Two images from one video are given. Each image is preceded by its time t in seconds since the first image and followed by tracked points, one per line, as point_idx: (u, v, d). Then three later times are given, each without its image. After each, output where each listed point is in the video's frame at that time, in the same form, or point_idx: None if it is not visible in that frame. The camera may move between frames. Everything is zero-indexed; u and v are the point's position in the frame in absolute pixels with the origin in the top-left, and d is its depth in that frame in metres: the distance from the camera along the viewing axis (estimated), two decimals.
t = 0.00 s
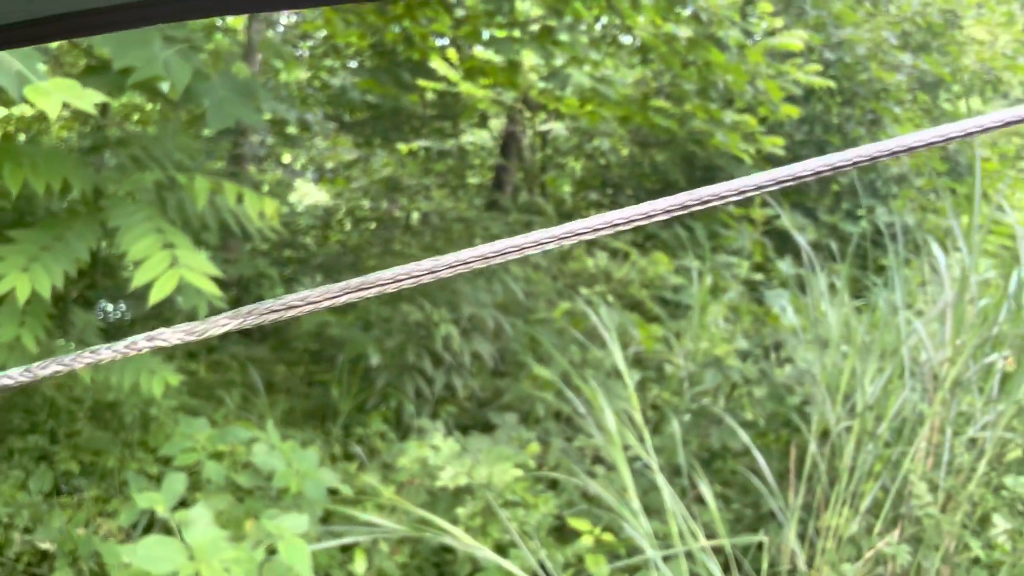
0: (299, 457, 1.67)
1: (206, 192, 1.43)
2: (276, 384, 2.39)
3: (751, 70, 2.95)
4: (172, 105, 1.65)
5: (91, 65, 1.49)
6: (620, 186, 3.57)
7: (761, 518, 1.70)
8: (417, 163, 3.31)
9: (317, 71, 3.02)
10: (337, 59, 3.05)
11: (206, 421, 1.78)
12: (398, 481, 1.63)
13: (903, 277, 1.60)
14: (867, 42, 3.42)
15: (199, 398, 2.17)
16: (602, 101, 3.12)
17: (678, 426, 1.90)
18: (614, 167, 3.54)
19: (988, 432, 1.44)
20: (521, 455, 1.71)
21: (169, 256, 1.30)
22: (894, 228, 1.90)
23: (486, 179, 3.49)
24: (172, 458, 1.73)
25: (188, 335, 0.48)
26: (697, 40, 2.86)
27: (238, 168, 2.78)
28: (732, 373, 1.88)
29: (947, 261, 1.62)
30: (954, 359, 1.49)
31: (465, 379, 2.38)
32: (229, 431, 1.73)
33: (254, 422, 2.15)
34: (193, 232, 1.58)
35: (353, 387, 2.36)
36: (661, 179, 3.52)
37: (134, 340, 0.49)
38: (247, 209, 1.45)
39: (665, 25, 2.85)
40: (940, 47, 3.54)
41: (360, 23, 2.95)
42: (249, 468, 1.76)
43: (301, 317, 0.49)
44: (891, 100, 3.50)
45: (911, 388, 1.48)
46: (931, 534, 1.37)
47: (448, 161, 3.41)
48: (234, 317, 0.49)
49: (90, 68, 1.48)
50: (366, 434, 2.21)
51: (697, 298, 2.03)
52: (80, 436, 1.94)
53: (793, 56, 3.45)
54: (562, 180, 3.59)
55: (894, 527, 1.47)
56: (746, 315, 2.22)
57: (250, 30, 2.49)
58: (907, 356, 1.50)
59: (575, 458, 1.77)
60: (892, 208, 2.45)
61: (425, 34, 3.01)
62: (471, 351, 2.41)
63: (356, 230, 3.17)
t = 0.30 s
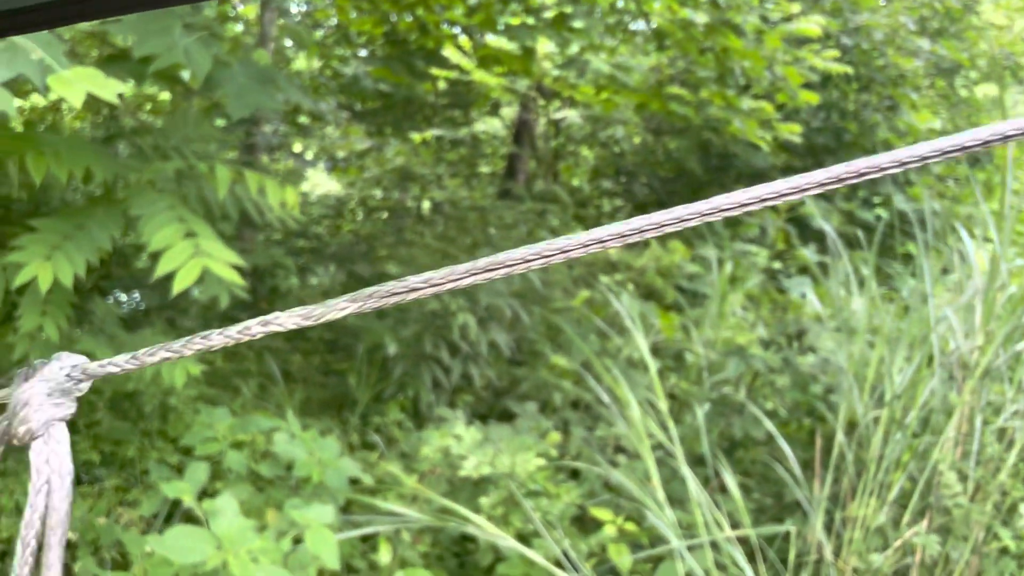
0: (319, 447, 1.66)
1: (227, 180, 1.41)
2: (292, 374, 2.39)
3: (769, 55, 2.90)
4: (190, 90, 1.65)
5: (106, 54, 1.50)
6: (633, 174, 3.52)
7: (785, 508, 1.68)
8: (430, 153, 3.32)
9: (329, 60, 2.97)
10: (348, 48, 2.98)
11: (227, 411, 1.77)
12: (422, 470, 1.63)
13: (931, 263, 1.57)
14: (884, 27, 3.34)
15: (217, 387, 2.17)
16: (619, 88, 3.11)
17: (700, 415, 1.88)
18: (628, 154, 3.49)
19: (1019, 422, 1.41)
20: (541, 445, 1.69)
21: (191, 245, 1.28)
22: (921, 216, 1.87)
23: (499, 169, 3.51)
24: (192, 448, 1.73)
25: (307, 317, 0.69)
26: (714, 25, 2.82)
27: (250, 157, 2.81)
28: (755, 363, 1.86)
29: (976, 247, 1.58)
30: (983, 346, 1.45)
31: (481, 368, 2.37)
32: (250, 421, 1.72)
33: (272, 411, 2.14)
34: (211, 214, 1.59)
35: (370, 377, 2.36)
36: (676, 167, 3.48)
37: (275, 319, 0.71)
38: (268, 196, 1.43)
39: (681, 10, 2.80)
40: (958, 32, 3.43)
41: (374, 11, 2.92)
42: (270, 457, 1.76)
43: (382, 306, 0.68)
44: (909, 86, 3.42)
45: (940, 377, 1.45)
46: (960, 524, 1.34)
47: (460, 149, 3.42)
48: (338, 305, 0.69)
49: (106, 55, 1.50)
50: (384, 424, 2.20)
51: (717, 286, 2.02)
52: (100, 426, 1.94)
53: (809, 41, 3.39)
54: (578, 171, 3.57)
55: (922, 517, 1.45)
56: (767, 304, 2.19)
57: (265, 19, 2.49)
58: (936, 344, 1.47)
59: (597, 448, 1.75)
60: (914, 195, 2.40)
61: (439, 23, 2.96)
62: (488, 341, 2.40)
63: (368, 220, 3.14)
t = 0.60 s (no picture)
0: (337, 434, 1.65)
1: (244, 167, 1.40)
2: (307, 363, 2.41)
3: (786, 39, 2.83)
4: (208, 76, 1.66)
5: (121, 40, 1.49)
6: (646, 162, 3.49)
7: (805, 496, 1.66)
8: (441, 140, 3.27)
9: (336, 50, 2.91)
10: (357, 36, 2.85)
11: (245, 399, 1.76)
12: (441, 457, 1.63)
13: (957, 249, 1.54)
14: (900, 11, 3.19)
15: (233, 375, 2.17)
16: (636, 72, 3.04)
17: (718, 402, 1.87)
18: (641, 141, 3.50)
19: None
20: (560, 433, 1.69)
21: (210, 232, 1.27)
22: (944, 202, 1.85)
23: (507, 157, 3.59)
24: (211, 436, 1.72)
25: (424, 289, 0.64)
26: (729, 10, 2.67)
27: (262, 144, 2.79)
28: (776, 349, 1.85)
29: (1002, 234, 1.55)
30: (1012, 333, 1.42)
31: (496, 356, 2.36)
32: (268, 409, 1.72)
33: (289, 399, 2.15)
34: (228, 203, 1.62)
35: (385, 365, 2.36)
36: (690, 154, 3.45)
37: (387, 291, 0.66)
38: (286, 182, 1.42)
39: None
40: (976, 15, 3.36)
41: None
42: (287, 445, 1.75)
43: (517, 274, 0.62)
44: (925, 70, 3.29)
45: (967, 364, 1.42)
46: (985, 511, 1.32)
47: (471, 136, 3.39)
48: (457, 274, 0.63)
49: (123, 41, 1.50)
50: (399, 412, 2.20)
51: (735, 272, 2.01)
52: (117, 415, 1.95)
53: (827, 25, 3.32)
54: (594, 157, 3.56)
55: (946, 505, 1.43)
56: (786, 290, 2.16)
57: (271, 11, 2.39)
58: (963, 330, 1.44)
59: (616, 435, 1.75)
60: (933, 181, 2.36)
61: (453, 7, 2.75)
62: (502, 329, 2.38)
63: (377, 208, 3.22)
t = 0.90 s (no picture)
0: (351, 421, 1.65)
1: (258, 153, 1.38)
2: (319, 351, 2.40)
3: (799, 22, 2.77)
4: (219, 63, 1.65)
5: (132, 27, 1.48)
6: (656, 148, 3.46)
7: (822, 483, 1.64)
8: (449, 127, 3.24)
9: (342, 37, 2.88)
10: (363, 23, 2.78)
11: (257, 387, 1.76)
12: (456, 444, 1.64)
13: (979, 233, 1.51)
14: None
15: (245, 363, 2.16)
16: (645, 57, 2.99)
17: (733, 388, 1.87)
18: (650, 127, 3.47)
19: None
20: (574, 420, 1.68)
21: (224, 218, 1.25)
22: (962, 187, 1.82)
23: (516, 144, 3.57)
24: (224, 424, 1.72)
25: (524, 254, 0.67)
26: None
27: (269, 131, 2.77)
28: (792, 336, 1.83)
29: None
30: None
31: (507, 344, 2.36)
32: (282, 397, 1.72)
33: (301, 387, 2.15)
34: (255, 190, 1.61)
35: (397, 353, 2.35)
36: (699, 140, 3.42)
37: (484, 257, 0.69)
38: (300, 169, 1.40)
39: None
40: None
41: None
42: (300, 433, 1.75)
43: (616, 236, 0.67)
44: (936, 54, 3.24)
45: (989, 349, 1.40)
46: (1006, 498, 1.30)
47: (479, 124, 3.39)
48: (560, 239, 0.67)
49: (132, 27, 1.48)
50: (411, 399, 2.20)
51: (749, 258, 1.99)
52: (129, 403, 1.95)
53: (839, 7, 3.25)
54: (604, 142, 3.51)
55: (966, 492, 1.41)
56: (801, 276, 2.14)
57: None
58: (985, 315, 1.42)
59: (630, 422, 1.75)
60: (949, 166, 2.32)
61: None
62: (513, 316, 2.38)
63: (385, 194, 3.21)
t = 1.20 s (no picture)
0: (363, 406, 1.65)
1: (269, 138, 1.37)
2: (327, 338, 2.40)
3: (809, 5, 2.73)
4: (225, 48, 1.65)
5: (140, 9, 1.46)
6: (663, 134, 3.43)
7: (836, 467, 1.64)
8: (454, 114, 3.21)
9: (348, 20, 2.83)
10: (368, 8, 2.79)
11: (269, 373, 1.76)
12: (469, 430, 1.65)
13: (996, 215, 1.49)
14: None
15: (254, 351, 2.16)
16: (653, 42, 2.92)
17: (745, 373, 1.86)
18: (657, 112, 3.43)
19: None
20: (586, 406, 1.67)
21: (237, 204, 1.25)
22: (979, 169, 1.79)
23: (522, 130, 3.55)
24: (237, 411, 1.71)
25: (627, 197, 0.63)
26: None
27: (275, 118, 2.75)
28: (804, 320, 1.82)
29: None
30: None
31: (517, 330, 2.35)
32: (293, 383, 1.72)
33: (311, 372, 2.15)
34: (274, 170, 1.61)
35: (406, 339, 2.34)
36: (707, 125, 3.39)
37: (583, 202, 0.64)
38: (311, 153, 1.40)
39: None
40: None
41: None
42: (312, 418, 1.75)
43: (729, 178, 0.63)
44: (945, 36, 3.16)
45: (1007, 332, 1.38)
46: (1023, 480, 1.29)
47: (484, 110, 3.36)
48: (663, 181, 0.63)
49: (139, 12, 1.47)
50: (420, 386, 2.19)
51: (760, 242, 1.98)
52: (139, 390, 1.92)
53: None
54: (612, 128, 3.47)
55: (982, 476, 1.40)
56: (812, 261, 2.12)
57: None
58: (1003, 297, 1.40)
59: (642, 406, 1.75)
60: (961, 149, 2.29)
61: None
62: (522, 302, 2.37)
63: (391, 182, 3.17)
